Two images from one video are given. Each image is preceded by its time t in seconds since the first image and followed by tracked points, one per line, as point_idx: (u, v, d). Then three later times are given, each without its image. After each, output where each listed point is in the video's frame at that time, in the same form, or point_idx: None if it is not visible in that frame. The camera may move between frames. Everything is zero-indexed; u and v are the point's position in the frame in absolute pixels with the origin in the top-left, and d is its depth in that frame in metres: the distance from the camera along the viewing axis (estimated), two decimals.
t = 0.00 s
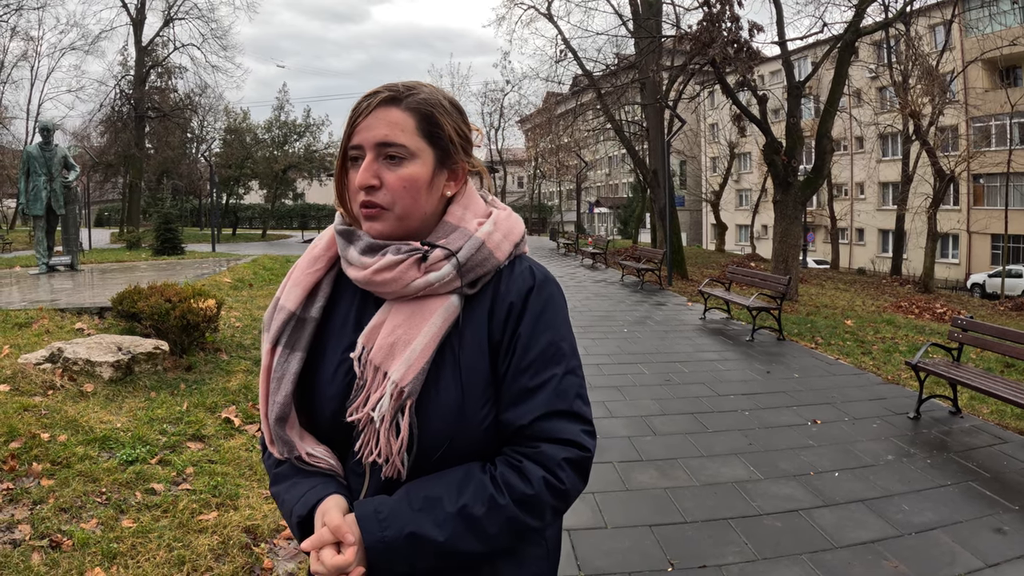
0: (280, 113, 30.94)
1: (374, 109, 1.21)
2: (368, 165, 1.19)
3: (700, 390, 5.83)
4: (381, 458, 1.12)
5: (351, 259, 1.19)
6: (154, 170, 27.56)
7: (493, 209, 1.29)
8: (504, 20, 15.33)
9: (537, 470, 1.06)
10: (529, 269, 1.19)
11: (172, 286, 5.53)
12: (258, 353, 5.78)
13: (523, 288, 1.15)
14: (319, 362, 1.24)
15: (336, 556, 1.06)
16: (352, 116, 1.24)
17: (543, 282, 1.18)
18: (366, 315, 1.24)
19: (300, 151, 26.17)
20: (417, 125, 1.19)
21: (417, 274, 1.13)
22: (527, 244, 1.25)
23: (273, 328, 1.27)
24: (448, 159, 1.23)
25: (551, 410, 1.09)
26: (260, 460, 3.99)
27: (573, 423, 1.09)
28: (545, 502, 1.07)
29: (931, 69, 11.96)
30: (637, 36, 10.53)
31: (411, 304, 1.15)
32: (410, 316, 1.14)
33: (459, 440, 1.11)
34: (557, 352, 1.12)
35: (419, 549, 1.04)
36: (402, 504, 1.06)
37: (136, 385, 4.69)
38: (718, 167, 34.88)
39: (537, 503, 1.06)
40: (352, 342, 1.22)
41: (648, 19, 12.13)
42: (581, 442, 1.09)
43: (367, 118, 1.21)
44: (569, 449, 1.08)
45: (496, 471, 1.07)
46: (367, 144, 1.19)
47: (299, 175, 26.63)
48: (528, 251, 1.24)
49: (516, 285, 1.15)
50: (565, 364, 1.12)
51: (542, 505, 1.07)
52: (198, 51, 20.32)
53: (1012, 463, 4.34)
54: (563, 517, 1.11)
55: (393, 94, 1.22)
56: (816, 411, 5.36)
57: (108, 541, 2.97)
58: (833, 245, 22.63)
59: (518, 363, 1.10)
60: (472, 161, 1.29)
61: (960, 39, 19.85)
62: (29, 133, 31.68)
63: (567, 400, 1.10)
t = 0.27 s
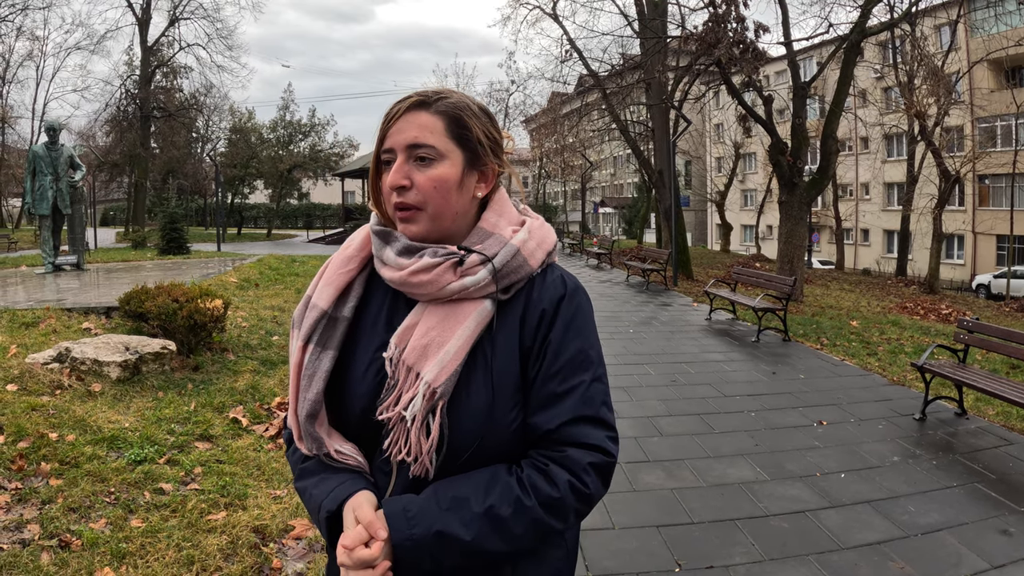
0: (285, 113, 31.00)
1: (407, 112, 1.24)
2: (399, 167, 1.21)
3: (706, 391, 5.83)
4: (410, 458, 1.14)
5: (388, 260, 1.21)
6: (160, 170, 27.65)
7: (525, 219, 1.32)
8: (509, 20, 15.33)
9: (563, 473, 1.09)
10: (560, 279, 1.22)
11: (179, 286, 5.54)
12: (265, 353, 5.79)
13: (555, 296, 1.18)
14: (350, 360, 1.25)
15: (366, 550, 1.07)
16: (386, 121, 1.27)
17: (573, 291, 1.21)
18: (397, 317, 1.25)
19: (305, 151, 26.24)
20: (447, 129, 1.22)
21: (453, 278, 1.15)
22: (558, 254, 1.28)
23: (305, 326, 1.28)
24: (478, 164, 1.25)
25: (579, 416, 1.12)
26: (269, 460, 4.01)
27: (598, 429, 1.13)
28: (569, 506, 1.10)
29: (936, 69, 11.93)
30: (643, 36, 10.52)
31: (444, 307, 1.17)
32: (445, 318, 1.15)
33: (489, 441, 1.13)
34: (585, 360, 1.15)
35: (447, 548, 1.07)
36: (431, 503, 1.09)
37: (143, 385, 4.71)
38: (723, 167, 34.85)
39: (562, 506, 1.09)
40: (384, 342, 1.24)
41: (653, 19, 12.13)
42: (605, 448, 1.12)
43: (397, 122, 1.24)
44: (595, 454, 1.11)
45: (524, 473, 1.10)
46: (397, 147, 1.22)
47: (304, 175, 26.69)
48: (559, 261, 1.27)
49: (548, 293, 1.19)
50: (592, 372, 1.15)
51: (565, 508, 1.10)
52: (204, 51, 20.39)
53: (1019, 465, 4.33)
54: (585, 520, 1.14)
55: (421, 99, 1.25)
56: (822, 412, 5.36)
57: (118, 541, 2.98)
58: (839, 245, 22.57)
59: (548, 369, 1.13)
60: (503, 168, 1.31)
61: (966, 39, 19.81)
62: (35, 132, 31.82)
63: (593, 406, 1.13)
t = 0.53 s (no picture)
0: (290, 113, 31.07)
1: (436, 116, 1.25)
2: (431, 169, 1.23)
3: (712, 390, 5.83)
4: (441, 451, 1.15)
5: (420, 258, 1.22)
6: (165, 170, 27.71)
7: (554, 220, 1.34)
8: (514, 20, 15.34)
9: (590, 469, 1.11)
10: (588, 279, 1.24)
11: (186, 285, 5.55)
12: (272, 352, 5.81)
13: (584, 295, 1.20)
14: (380, 355, 1.27)
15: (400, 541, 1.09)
16: (416, 122, 1.29)
17: (600, 292, 1.23)
18: (426, 313, 1.26)
19: (310, 151, 26.28)
20: (476, 132, 1.24)
21: (487, 275, 1.16)
22: (586, 255, 1.30)
23: (336, 319, 1.29)
24: (507, 165, 1.27)
25: (606, 412, 1.14)
26: (277, 459, 4.02)
27: (624, 426, 1.15)
28: (594, 501, 1.12)
29: (941, 69, 11.90)
30: (648, 36, 10.51)
31: (476, 304, 1.18)
32: (477, 315, 1.17)
33: (520, 437, 1.15)
34: (612, 358, 1.18)
35: (476, 540, 1.08)
36: (461, 496, 1.10)
37: (150, 383, 4.72)
38: (727, 167, 34.81)
39: (589, 500, 1.11)
40: (415, 337, 1.25)
41: (659, 19, 12.12)
42: (630, 444, 1.15)
43: (426, 125, 1.26)
44: (621, 450, 1.14)
45: (552, 468, 1.12)
46: (427, 153, 1.24)
47: (309, 174, 26.72)
48: (587, 262, 1.29)
49: (578, 293, 1.21)
50: (618, 370, 1.18)
51: (591, 502, 1.12)
52: (208, 51, 20.44)
53: None
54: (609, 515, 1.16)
55: (448, 104, 1.27)
56: (828, 412, 5.36)
57: (126, 539, 2.98)
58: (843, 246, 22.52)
59: (577, 366, 1.15)
60: (528, 170, 1.33)
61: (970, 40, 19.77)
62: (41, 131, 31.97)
63: (619, 404, 1.16)
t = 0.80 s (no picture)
0: (294, 112, 31.09)
1: (457, 113, 1.27)
2: (453, 166, 1.24)
3: (717, 390, 5.82)
4: (454, 445, 1.15)
5: (432, 256, 1.22)
6: (169, 170, 27.77)
7: (563, 219, 1.35)
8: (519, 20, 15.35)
9: (601, 461, 1.11)
10: (597, 275, 1.24)
11: (191, 284, 5.56)
12: (278, 351, 5.82)
13: (593, 291, 1.20)
14: (392, 352, 1.27)
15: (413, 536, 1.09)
16: (433, 119, 1.29)
17: (609, 287, 1.23)
18: (438, 310, 1.26)
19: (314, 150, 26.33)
20: (496, 131, 1.26)
21: (498, 272, 1.16)
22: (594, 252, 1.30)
23: (348, 317, 1.29)
24: (521, 164, 1.30)
25: (616, 406, 1.14)
26: (284, 457, 4.03)
27: (634, 419, 1.15)
28: (606, 493, 1.12)
29: (946, 69, 11.88)
30: (652, 36, 10.51)
31: (487, 301, 1.18)
32: (489, 311, 1.17)
33: (531, 432, 1.15)
34: (621, 353, 1.17)
35: (488, 533, 1.08)
36: (473, 489, 1.10)
37: (156, 382, 4.74)
38: (731, 168, 34.78)
39: (599, 492, 1.11)
40: (426, 333, 1.25)
41: (663, 19, 12.12)
42: (640, 438, 1.14)
43: (448, 123, 1.27)
44: (631, 442, 1.14)
45: (563, 460, 1.12)
46: (449, 148, 1.25)
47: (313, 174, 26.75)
48: (596, 259, 1.28)
49: (587, 288, 1.21)
50: (628, 365, 1.18)
51: (602, 494, 1.11)
52: (213, 50, 20.49)
53: None
54: (620, 507, 1.16)
55: (469, 102, 1.28)
56: (833, 412, 5.35)
57: (132, 537, 2.98)
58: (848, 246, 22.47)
59: (587, 361, 1.15)
60: (539, 169, 1.35)
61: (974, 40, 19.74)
62: (45, 131, 32.08)
63: (629, 398, 1.16)
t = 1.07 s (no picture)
0: (298, 112, 31.12)
1: (490, 104, 1.29)
2: (484, 155, 1.25)
3: (721, 390, 5.81)
4: (456, 443, 1.16)
5: (431, 253, 1.22)
6: (173, 169, 27.81)
7: (558, 213, 1.36)
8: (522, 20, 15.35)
9: (603, 455, 1.11)
10: (595, 270, 1.24)
11: (196, 283, 5.58)
12: (282, 350, 5.82)
13: (591, 286, 1.21)
14: (391, 352, 1.27)
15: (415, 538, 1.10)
16: (461, 105, 1.29)
17: (607, 281, 1.23)
18: (436, 308, 1.27)
19: (318, 150, 26.34)
20: (524, 129, 1.31)
21: (495, 268, 1.17)
22: (592, 246, 1.30)
23: (347, 317, 1.29)
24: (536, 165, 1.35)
25: (616, 400, 1.14)
26: (288, 456, 4.04)
27: (635, 413, 1.15)
28: (609, 487, 1.12)
29: (950, 69, 11.85)
30: (656, 36, 10.50)
31: (486, 297, 1.18)
32: (488, 308, 1.17)
33: (531, 429, 1.16)
34: (620, 347, 1.17)
35: (493, 530, 1.08)
36: (476, 486, 1.10)
37: (161, 381, 4.75)
38: (735, 168, 34.73)
39: (602, 486, 1.11)
40: (426, 332, 1.25)
41: (668, 19, 12.10)
42: (642, 431, 1.15)
43: (483, 109, 1.27)
44: (633, 436, 1.14)
45: (566, 455, 1.12)
46: (482, 135, 1.26)
47: (317, 174, 26.77)
48: (593, 253, 1.29)
49: (585, 283, 1.21)
50: (628, 358, 1.18)
51: (605, 488, 1.12)
52: (217, 50, 20.52)
53: None
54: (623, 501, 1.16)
55: (502, 98, 1.32)
56: (837, 412, 5.34)
57: (137, 535, 2.99)
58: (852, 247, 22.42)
59: (586, 356, 1.15)
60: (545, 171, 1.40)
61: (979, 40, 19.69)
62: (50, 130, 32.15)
63: (630, 391, 1.16)
